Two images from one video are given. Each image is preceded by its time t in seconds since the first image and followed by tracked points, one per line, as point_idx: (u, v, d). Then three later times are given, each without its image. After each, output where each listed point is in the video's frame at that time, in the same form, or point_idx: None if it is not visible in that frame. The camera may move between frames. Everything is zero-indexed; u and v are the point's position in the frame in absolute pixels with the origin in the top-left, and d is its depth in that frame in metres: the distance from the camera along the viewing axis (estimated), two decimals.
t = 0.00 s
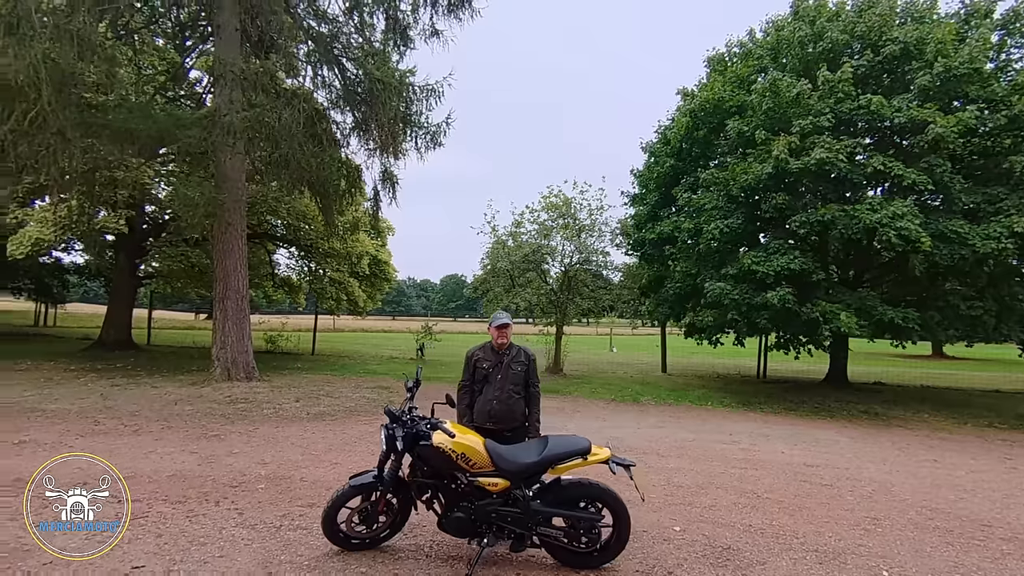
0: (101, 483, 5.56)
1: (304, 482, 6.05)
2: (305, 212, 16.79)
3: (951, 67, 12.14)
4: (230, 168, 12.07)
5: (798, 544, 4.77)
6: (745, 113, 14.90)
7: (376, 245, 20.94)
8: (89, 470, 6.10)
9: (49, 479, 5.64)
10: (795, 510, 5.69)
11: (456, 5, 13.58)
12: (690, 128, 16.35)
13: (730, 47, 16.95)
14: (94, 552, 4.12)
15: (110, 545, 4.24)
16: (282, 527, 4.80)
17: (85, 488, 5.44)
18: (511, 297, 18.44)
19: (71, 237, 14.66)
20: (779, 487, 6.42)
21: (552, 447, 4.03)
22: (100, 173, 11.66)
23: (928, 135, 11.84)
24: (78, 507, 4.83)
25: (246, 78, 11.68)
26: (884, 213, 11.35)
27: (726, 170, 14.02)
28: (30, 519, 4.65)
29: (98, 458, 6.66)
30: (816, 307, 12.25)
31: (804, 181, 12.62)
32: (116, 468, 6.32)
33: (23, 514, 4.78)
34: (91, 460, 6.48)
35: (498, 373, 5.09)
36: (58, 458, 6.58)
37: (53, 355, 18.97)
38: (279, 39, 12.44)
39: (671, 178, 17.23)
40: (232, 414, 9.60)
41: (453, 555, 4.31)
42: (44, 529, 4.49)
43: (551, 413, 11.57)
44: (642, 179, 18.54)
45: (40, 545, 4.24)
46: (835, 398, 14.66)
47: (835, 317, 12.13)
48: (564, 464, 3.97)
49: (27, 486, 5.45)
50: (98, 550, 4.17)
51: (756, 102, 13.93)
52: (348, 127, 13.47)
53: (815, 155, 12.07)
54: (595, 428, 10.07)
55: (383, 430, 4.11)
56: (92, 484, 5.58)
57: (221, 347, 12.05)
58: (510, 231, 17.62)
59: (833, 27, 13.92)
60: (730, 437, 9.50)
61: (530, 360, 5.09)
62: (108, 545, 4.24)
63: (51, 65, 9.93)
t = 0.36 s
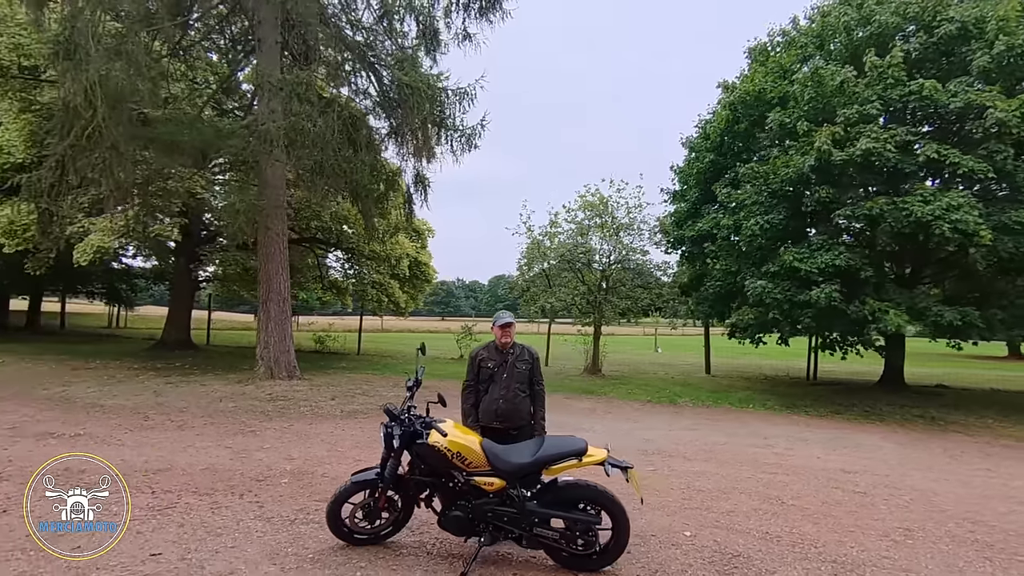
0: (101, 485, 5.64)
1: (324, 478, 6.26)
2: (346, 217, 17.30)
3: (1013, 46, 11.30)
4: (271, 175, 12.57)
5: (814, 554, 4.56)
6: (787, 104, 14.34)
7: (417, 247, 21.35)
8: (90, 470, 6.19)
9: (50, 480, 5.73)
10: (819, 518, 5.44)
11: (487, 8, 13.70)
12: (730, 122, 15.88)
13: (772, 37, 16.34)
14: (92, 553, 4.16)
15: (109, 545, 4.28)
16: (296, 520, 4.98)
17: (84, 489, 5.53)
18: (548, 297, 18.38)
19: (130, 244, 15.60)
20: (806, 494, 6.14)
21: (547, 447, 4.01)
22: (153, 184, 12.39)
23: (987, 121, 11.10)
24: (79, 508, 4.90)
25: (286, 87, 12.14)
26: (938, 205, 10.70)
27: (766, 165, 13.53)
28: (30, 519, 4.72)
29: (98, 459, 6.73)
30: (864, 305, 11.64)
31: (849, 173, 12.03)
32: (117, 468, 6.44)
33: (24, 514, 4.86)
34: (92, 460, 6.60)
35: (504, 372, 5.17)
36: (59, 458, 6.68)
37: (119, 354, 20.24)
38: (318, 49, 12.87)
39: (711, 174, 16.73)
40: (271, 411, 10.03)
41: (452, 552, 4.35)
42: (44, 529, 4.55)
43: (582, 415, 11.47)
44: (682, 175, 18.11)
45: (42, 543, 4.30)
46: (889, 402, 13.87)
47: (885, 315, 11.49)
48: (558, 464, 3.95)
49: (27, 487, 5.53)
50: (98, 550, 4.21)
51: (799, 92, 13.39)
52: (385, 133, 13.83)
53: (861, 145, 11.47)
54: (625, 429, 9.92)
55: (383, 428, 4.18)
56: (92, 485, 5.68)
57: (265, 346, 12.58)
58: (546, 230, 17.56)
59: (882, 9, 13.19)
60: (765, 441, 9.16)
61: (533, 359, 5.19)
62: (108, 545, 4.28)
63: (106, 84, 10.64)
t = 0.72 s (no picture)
0: (100, 485, 5.60)
1: (344, 473, 6.45)
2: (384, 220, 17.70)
3: None
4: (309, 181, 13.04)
5: (829, 562, 4.37)
6: (830, 93, 13.75)
7: (455, 248, 21.65)
8: (90, 471, 6.19)
9: (50, 480, 5.69)
10: (843, 525, 5.19)
11: (517, 8, 13.75)
12: (770, 113, 15.35)
13: (815, 23, 15.69)
14: (93, 552, 4.13)
15: (110, 545, 4.24)
16: (311, 513, 5.17)
17: (83, 489, 5.48)
18: (584, 296, 18.24)
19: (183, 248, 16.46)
20: (833, 500, 5.88)
21: (542, 446, 4.02)
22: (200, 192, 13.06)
23: None
24: (78, 508, 4.84)
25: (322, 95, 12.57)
26: (994, 194, 10.03)
27: (807, 157, 12.99)
28: (29, 519, 4.66)
29: (96, 458, 6.75)
30: (914, 303, 11.02)
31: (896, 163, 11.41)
32: (116, 468, 6.41)
33: (24, 514, 4.79)
34: (92, 460, 6.59)
35: (516, 369, 5.15)
36: (55, 458, 6.66)
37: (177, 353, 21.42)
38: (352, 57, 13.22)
39: (752, 167, 16.21)
40: (307, 408, 10.40)
41: (453, 548, 4.40)
42: (45, 529, 4.50)
43: (612, 415, 11.35)
44: (721, 169, 17.63)
45: (42, 544, 4.25)
46: (945, 405, 13.08)
47: (938, 312, 10.82)
48: (554, 462, 3.96)
49: (27, 487, 5.49)
50: (98, 549, 4.17)
51: (842, 80, 12.80)
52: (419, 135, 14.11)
53: (909, 133, 10.86)
54: (655, 430, 9.75)
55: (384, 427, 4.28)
56: (91, 485, 5.64)
57: (304, 345, 13.06)
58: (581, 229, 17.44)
59: None
60: (800, 444, 8.82)
61: (546, 356, 5.16)
62: (109, 545, 4.25)
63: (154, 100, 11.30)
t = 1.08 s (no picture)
0: (100, 484, 5.63)
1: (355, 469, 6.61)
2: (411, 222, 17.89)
3: None
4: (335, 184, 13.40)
5: (829, 568, 4.24)
6: (863, 82, 13.25)
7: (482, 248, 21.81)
8: (90, 471, 6.21)
9: (51, 480, 5.72)
10: (852, 530, 5.02)
11: (537, 7, 13.73)
12: (802, 106, 14.90)
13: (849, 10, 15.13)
14: (93, 553, 4.14)
15: (110, 545, 4.26)
16: (317, 506, 5.33)
17: (84, 489, 5.50)
18: (610, 295, 18.10)
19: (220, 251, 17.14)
20: (846, 503, 5.69)
21: (530, 444, 4.05)
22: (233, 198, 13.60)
23: None
24: (78, 508, 4.87)
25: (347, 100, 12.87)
26: None
27: (838, 150, 12.56)
28: (30, 520, 4.68)
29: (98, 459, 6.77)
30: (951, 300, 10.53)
31: (932, 154, 10.92)
32: (115, 468, 6.42)
33: (23, 515, 4.82)
34: (91, 460, 6.61)
35: (520, 367, 5.06)
36: (55, 459, 6.68)
37: (217, 351, 22.26)
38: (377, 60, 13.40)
39: (783, 161, 15.75)
40: (330, 405, 10.68)
41: (446, 544, 4.46)
42: (44, 529, 4.52)
43: (634, 414, 11.24)
44: (752, 164, 17.20)
45: (42, 545, 4.26)
46: (989, 406, 12.43)
47: (978, 310, 10.30)
48: (541, 459, 3.98)
49: (27, 488, 5.52)
50: (98, 550, 4.18)
51: (876, 68, 12.30)
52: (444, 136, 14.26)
53: (945, 123, 10.36)
54: (674, 431, 9.61)
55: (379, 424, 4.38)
56: (91, 485, 5.65)
57: (332, 345, 13.41)
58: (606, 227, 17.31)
59: None
60: (825, 446, 8.54)
61: (550, 355, 5.09)
62: (108, 545, 4.26)
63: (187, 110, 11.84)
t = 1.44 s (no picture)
0: (100, 484, 5.66)
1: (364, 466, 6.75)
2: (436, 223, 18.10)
3: None
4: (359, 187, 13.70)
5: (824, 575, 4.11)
6: (896, 71, 12.72)
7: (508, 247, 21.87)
8: (90, 470, 6.24)
9: (50, 480, 5.75)
10: (858, 536, 4.84)
11: (557, 5, 13.69)
12: (833, 97, 14.38)
13: None
14: (94, 552, 4.17)
15: (111, 544, 4.30)
16: (320, 501, 5.48)
17: (84, 489, 5.53)
18: (636, 294, 17.88)
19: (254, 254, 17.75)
20: (857, 508, 5.49)
21: (514, 444, 4.08)
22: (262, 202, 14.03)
23: None
24: (78, 508, 4.91)
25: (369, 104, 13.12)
26: None
27: (869, 142, 12.07)
28: (29, 520, 4.72)
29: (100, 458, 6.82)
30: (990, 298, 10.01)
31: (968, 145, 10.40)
32: (116, 468, 6.46)
33: (24, 514, 4.86)
34: (90, 460, 6.62)
35: (516, 367, 5.05)
36: (59, 458, 6.73)
37: (254, 350, 23.01)
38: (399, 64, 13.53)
39: (814, 155, 15.25)
40: (351, 403, 10.91)
41: (437, 541, 4.51)
42: (44, 529, 4.56)
43: (653, 415, 11.08)
44: (782, 159, 16.72)
45: (40, 546, 4.27)
46: None
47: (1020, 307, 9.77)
48: (525, 458, 4.01)
49: (27, 488, 5.55)
50: (99, 550, 4.21)
51: (909, 56, 11.76)
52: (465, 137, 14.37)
53: (981, 111, 9.85)
54: (692, 432, 9.44)
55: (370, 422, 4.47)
56: (91, 485, 5.68)
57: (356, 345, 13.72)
58: (631, 225, 17.10)
59: None
60: (847, 449, 8.24)
61: (545, 354, 5.09)
62: (110, 544, 4.31)
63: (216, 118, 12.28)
